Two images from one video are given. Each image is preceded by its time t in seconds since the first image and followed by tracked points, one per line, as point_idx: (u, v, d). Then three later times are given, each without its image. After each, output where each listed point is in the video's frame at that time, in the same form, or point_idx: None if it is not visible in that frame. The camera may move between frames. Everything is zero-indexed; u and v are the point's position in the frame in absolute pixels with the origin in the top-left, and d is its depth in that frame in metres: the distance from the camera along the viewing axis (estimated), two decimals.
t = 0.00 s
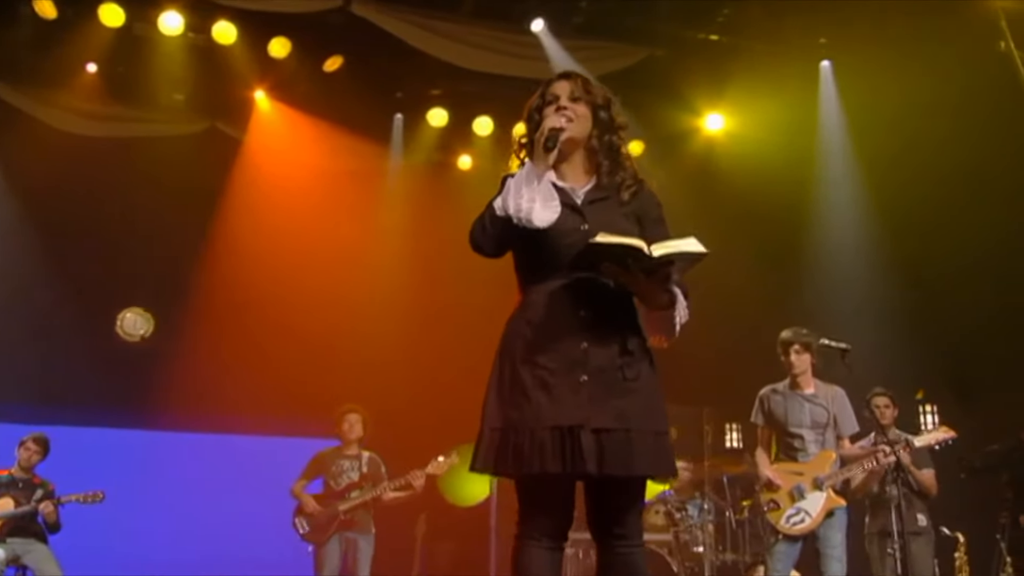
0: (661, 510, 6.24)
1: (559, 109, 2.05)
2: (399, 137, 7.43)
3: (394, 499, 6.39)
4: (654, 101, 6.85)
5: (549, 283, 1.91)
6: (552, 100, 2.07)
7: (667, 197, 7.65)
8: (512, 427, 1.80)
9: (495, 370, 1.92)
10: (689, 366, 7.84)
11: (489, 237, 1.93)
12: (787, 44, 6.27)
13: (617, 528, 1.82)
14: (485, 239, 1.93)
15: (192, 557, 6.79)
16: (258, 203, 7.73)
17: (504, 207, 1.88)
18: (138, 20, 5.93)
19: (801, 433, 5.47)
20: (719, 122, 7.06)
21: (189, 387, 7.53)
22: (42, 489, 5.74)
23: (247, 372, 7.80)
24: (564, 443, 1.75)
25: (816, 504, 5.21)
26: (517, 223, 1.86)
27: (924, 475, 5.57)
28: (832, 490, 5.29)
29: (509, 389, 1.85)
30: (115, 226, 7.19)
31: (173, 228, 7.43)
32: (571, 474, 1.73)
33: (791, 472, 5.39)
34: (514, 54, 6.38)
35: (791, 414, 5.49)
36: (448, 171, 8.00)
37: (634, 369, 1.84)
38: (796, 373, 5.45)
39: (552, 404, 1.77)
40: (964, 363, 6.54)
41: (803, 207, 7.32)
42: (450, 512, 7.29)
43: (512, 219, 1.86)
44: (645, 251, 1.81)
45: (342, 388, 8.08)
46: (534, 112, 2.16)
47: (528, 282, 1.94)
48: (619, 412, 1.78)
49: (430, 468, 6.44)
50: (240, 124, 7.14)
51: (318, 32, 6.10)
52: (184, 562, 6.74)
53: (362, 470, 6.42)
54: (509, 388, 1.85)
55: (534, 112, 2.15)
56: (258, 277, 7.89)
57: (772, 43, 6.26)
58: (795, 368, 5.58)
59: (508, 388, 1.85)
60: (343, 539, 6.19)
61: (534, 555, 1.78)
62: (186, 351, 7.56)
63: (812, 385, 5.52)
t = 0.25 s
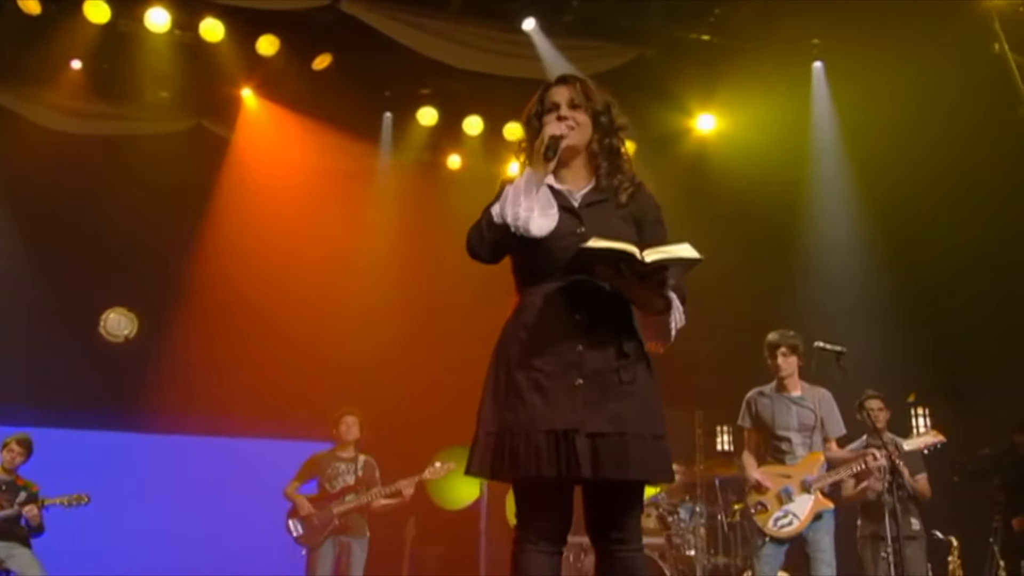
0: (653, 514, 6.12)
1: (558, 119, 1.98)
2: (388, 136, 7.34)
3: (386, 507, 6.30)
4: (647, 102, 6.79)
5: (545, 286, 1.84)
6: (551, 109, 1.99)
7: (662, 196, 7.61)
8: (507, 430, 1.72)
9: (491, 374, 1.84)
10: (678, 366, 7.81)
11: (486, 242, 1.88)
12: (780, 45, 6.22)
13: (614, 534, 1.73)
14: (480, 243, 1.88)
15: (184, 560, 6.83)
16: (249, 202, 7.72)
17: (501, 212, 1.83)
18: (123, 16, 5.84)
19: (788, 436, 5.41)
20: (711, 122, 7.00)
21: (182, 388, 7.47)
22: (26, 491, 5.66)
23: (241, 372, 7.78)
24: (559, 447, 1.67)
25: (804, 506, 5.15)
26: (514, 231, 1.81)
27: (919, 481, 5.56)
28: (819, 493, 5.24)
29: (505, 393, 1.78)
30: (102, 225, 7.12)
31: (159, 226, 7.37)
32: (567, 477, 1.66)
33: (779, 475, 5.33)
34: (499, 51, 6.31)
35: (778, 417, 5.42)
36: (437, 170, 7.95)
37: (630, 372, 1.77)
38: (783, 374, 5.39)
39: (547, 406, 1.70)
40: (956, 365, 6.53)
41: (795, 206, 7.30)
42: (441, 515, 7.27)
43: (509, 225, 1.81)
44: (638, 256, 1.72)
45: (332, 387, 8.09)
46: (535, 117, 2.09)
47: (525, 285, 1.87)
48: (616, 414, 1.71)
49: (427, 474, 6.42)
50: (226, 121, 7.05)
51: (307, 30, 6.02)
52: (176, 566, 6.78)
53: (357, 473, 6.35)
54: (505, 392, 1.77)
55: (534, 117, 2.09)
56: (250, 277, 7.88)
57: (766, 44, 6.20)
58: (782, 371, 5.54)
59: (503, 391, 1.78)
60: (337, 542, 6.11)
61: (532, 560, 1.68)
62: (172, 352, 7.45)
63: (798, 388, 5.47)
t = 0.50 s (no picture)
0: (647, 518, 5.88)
1: (552, 124, 1.91)
2: (374, 135, 7.23)
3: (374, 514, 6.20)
4: (637, 103, 6.72)
5: (537, 288, 1.78)
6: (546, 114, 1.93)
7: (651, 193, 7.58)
8: (500, 433, 1.68)
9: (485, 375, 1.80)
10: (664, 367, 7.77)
11: (478, 248, 1.81)
12: (772, 47, 6.17)
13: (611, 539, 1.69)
14: (473, 249, 1.81)
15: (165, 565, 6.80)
16: (235, 202, 7.61)
17: (494, 218, 1.75)
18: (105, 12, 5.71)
19: (771, 441, 5.34)
20: (700, 124, 6.92)
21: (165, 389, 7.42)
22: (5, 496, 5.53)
23: (226, 373, 7.74)
24: (551, 450, 1.63)
25: (786, 513, 5.13)
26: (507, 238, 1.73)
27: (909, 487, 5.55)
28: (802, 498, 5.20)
29: (498, 394, 1.73)
30: (82, 222, 7.03)
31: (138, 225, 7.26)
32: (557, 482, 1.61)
33: (761, 480, 5.28)
34: (488, 50, 6.18)
35: (761, 421, 5.34)
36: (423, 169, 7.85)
37: (624, 375, 1.71)
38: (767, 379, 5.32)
39: (539, 408, 1.65)
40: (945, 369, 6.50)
41: (787, 207, 7.26)
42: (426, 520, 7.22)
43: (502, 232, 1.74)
44: (632, 255, 1.70)
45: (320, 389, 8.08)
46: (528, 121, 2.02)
47: (517, 287, 1.82)
48: (610, 417, 1.66)
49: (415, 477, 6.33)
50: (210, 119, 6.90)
51: (293, 28, 5.91)
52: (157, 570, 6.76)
53: (348, 479, 6.26)
54: (498, 393, 1.73)
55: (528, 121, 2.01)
56: (237, 279, 7.80)
57: (759, 45, 6.14)
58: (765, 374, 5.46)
59: (496, 393, 1.73)
60: (326, 548, 6.03)
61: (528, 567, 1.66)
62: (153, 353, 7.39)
63: (781, 393, 5.40)
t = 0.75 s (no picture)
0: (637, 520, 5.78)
1: (539, 125, 1.87)
2: (357, 133, 7.12)
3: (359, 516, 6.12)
4: (625, 104, 6.65)
5: (525, 291, 1.75)
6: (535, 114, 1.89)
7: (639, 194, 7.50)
8: (488, 436, 1.65)
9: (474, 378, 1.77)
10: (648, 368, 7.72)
11: (465, 250, 1.79)
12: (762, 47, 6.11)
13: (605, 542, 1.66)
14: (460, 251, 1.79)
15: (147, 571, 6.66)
16: (217, 200, 7.53)
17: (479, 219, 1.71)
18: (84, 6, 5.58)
19: (753, 445, 5.27)
20: (687, 124, 6.84)
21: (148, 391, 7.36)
22: None
23: (210, 373, 7.72)
24: (540, 451, 1.60)
25: (767, 517, 5.08)
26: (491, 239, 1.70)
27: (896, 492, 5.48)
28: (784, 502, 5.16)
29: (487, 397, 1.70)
30: (59, 221, 6.87)
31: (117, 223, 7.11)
32: (546, 483, 1.58)
33: (742, 484, 5.23)
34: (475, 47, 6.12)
35: (743, 425, 5.25)
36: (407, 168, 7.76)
37: (612, 376, 1.69)
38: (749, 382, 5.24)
39: (527, 409, 1.62)
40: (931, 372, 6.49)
41: (777, 205, 7.27)
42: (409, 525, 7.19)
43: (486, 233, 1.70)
44: (626, 256, 1.67)
45: (305, 389, 8.09)
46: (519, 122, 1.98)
47: (505, 290, 1.79)
48: (599, 419, 1.63)
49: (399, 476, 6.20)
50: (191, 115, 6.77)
51: (276, 24, 5.79)
52: None
53: (332, 482, 6.15)
54: (486, 395, 1.70)
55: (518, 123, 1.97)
56: (220, 277, 7.78)
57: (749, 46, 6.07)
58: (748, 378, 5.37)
59: (485, 395, 1.70)
60: (311, 552, 5.92)
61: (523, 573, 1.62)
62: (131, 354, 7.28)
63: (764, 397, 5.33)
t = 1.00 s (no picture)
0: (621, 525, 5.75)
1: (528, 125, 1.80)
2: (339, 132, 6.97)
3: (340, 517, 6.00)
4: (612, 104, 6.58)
5: (518, 293, 1.68)
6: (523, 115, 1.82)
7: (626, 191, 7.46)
8: (482, 441, 1.58)
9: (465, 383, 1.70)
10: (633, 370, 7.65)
11: (452, 251, 1.72)
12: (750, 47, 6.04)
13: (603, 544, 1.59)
14: (448, 252, 1.72)
15: None
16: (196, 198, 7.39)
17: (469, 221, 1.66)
18: None
19: (737, 450, 5.19)
20: (674, 124, 6.78)
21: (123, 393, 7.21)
22: None
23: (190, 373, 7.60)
24: (535, 456, 1.53)
25: (750, 522, 5.01)
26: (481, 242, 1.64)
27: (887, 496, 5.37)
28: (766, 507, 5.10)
29: (479, 402, 1.63)
30: (33, 219, 6.72)
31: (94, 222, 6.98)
32: (544, 489, 1.51)
33: (725, 489, 5.14)
34: (461, 45, 6.01)
35: (726, 430, 5.19)
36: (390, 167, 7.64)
37: (606, 378, 1.63)
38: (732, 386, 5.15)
39: (521, 412, 1.56)
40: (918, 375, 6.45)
41: (765, 206, 7.21)
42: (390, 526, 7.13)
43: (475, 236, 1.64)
44: (619, 259, 1.61)
45: (286, 389, 7.97)
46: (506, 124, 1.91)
47: (497, 292, 1.72)
48: (594, 422, 1.57)
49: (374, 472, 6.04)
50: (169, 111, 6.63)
51: (257, 20, 5.67)
52: None
53: (312, 485, 6.01)
54: (479, 400, 1.63)
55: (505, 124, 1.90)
56: (199, 276, 7.65)
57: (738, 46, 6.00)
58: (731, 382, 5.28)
59: (477, 399, 1.63)
60: (290, 558, 5.81)
61: None
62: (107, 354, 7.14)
63: (747, 400, 5.23)
